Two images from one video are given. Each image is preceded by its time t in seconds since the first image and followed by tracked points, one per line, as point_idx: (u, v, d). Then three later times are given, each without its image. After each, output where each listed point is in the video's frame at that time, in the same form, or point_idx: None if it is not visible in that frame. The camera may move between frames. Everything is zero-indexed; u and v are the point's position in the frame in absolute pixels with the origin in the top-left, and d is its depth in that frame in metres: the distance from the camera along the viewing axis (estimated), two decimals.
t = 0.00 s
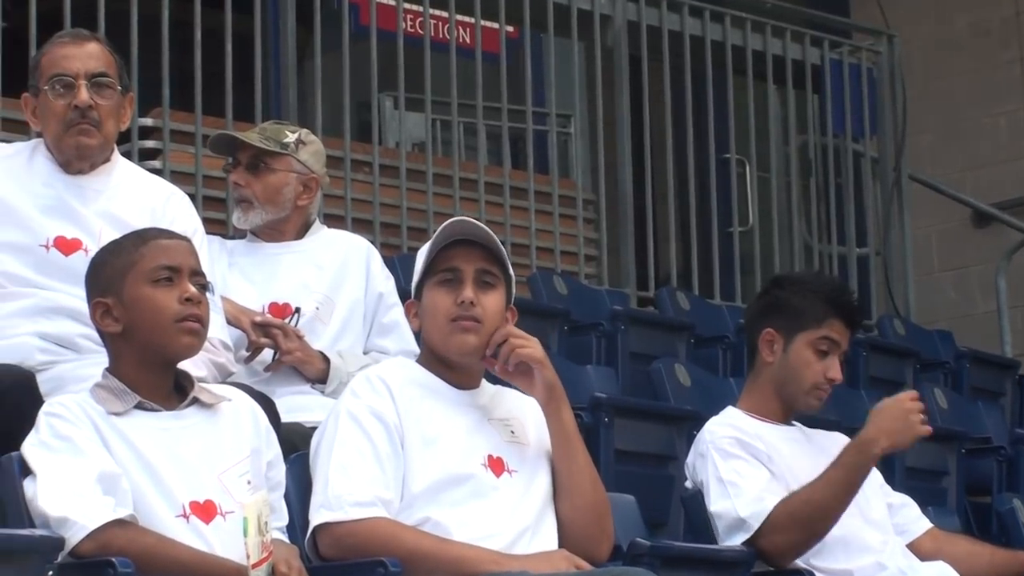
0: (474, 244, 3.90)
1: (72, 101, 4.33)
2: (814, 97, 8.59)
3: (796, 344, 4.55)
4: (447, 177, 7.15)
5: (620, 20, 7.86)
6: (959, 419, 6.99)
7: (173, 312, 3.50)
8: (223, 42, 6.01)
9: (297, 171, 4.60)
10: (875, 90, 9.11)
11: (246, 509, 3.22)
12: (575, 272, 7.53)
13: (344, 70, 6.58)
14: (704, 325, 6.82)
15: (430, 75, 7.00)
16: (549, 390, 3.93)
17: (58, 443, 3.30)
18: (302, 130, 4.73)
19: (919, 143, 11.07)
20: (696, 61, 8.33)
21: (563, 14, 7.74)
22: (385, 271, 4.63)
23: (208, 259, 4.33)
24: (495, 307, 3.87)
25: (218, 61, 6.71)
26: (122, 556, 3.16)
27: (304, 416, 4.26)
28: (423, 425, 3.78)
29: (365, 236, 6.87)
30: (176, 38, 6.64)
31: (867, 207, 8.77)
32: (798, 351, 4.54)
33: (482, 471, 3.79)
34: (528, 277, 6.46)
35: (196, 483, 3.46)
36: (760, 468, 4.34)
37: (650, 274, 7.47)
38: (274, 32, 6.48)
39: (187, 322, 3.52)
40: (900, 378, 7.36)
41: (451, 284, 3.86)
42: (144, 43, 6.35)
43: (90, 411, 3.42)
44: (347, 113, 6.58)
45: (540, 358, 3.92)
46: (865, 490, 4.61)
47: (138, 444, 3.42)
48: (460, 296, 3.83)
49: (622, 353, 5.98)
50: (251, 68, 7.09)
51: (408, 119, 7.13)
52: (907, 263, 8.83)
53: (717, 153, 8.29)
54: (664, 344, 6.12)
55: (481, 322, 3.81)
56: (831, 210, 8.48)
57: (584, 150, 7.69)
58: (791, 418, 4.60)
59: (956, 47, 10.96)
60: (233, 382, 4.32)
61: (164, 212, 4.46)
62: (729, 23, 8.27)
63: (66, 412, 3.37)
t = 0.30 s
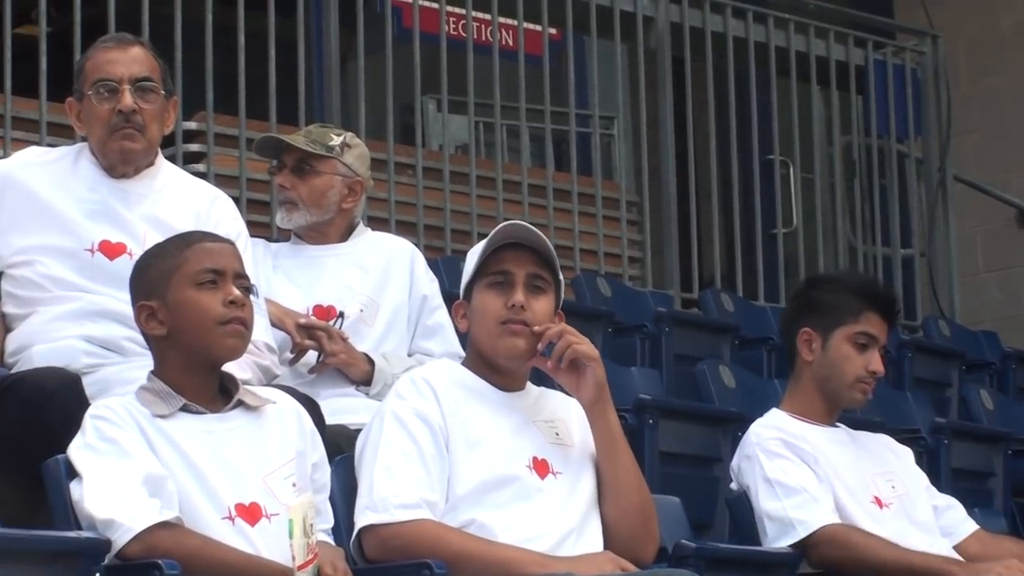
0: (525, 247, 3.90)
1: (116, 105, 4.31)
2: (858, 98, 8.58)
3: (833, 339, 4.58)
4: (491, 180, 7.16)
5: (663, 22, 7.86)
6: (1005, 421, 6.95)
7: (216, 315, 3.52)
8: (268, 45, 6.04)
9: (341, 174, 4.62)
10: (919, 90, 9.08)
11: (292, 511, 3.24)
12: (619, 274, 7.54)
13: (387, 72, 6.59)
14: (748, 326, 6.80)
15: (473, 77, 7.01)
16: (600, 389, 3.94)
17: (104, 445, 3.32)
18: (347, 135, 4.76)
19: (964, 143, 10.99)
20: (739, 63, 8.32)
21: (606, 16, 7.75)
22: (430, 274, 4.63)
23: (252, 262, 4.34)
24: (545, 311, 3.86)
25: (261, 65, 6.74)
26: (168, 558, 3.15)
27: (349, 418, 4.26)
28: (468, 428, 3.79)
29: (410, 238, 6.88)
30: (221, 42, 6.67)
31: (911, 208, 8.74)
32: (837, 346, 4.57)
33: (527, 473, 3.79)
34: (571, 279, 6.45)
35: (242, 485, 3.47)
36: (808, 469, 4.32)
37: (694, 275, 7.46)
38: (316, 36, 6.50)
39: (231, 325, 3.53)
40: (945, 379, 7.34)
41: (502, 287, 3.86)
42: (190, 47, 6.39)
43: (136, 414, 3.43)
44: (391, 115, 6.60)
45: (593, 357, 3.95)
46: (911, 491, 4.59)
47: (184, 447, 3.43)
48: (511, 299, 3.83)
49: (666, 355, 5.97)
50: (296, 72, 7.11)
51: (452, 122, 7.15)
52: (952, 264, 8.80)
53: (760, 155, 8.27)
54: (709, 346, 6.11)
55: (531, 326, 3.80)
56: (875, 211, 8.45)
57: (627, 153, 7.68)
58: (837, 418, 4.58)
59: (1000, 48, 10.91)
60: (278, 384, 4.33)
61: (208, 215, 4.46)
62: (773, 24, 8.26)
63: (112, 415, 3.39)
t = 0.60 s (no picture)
0: (566, 253, 3.94)
1: (153, 109, 4.32)
2: (893, 100, 8.57)
3: (860, 339, 4.55)
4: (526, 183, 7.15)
5: (699, 24, 7.86)
6: None
7: (251, 318, 3.52)
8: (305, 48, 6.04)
9: (378, 178, 4.63)
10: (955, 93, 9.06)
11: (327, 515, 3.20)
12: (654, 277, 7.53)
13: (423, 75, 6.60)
14: (784, 329, 6.78)
15: (508, 80, 7.01)
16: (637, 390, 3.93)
17: (140, 449, 3.32)
18: (384, 138, 4.76)
19: (1002, 145, 10.74)
20: (774, 66, 8.31)
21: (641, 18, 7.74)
22: (465, 277, 4.62)
23: (288, 266, 4.34)
24: (586, 317, 3.90)
25: (297, 69, 6.75)
26: (203, 562, 3.15)
27: (385, 421, 4.26)
28: (504, 430, 3.79)
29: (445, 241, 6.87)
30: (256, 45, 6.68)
31: (947, 210, 8.71)
32: (864, 345, 4.54)
33: (563, 475, 3.79)
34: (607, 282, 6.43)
35: (277, 488, 3.46)
36: (844, 475, 4.30)
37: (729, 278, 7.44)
38: (351, 38, 6.50)
39: (265, 329, 3.53)
40: (982, 381, 7.33)
41: (543, 292, 3.90)
42: (226, 51, 6.40)
43: (172, 418, 3.44)
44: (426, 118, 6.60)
45: (632, 358, 3.96)
46: (947, 493, 4.56)
47: (219, 450, 3.43)
48: (553, 305, 3.86)
49: (701, 358, 5.95)
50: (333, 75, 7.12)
51: (488, 125, 7.13)
52: (988, 266, 8.77)
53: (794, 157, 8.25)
54: (744, 349, 6.09)
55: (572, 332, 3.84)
56: (911, 213, 8.43)
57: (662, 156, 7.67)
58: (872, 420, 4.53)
59: None
60: (313, 388, 4.32)
61: (244, 218, 4.46)
62: (808, 27, 8.26)
63: (148, 419, 3.39)
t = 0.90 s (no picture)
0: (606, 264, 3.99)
1: (165, 112, 4.32)
2: (906, 103, 8.57)
3: (873, 343, 4.54)
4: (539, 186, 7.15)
5: (712, 27, 7.86)
6: None
7: (263, 323, 3.51)
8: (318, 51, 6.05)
9: (390, 180, 4.62)
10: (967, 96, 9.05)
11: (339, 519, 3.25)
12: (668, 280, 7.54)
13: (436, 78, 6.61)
14: (797, 332, 6.78)
15: (521, 83, 7.02)
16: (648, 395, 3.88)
17: (152, 452, 3.32)
18: (396, 140, 4.76)
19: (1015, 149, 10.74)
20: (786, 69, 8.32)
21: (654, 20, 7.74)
22: (478, 280, 4.61)
23: (301, 269, 4.34)
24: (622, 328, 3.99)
25: (310, 71, 6.76)
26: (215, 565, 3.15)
27: (397, 424, 4.26)
28: (517, 432, 3.79)
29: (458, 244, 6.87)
30: (269, 48, 6.69)
31: (960, 213, 8.71)
32: (878, 349, 4.53)
33: (575, 477, 3.79)
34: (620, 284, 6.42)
35: (289, 491, 3.46)
36: (856, 478, 4.30)
37: (742, 280, 7.44)
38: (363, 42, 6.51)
39: (277, 333, 3.53)
40: (994, 384, 7.33)
41: (592, 306, 3.92)
42: (239, 53, 6.41)
43: (184, 421, 3.44)
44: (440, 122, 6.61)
45: (643, 367, 3.84)
46: (960, 495, 4.55)
47: (231, 453, 3.43)
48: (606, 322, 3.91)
49: (714, 361, 5.95)
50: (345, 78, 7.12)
51: (501, 127, 7.13)
52: (1001, 270, 8.76)
53: (808, 159, 8.26)
54: (756, 352, 6.09)
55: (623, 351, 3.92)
56: (924, 216, 8.43)
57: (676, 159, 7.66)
58: (884, 424, 4.52)
59: None
60: (325, 391, 4.33)
61: (257, 222, 4.46)
62: (821, 30, 8.26)
63: (159, 422, 3.39)
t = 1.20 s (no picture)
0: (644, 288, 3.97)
1: (186, 119, 4.32)
2: (927, 108, 8.57)
3: (895, 349, 4.53)
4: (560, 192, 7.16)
5: (731, 32, 7.87)
6: None
7: (284, 329, 3.51)
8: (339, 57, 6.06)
9: (411, 187, 4.62)
10: (987, 101, 9.04)
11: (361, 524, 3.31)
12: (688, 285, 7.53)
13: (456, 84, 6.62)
14: (818, 337, 6.77)
15: (540, 89, 7.02)
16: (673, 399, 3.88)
17: (174, 459, 3.31)
18: (416, 146, 4.76)
19: None
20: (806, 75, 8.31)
21: (674, 26, 7.75)
22: (498, 286, 4.61)
23: (321, 275, 4.34)
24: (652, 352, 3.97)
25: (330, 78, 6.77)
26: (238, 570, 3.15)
27: (418, 430, 4.26)
28: (540, 438, 3.78)
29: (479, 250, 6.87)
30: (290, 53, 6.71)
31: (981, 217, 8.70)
32: (900, 355, 4.52)
33: (597, 483, 3.79)
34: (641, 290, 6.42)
35: (310, 498, 3.46)
36: (879, 484, 4.29)
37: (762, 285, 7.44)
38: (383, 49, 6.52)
39: (298, 340, 3.53)
40: (1015, 390, 7.32)
41: (628, 328, 3.90)
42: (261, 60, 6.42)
43: (206, 427, 3.44)
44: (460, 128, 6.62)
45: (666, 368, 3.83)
46: (981, 501, 4.54)
47: (254, 459, 3.43)
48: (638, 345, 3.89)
49: (734, 366, 5.94)
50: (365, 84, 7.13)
51: (520, 133, 7.13)
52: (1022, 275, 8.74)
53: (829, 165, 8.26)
54: (778, 357, 6.08)
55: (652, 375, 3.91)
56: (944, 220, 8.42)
57: (695, 165, 7.66)
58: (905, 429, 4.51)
59: None
60: (346, 397, 4.33)
61: (278, 228, 4.46)
62: (842, 35, 8.26)
63: (181, 428, 3.39)
